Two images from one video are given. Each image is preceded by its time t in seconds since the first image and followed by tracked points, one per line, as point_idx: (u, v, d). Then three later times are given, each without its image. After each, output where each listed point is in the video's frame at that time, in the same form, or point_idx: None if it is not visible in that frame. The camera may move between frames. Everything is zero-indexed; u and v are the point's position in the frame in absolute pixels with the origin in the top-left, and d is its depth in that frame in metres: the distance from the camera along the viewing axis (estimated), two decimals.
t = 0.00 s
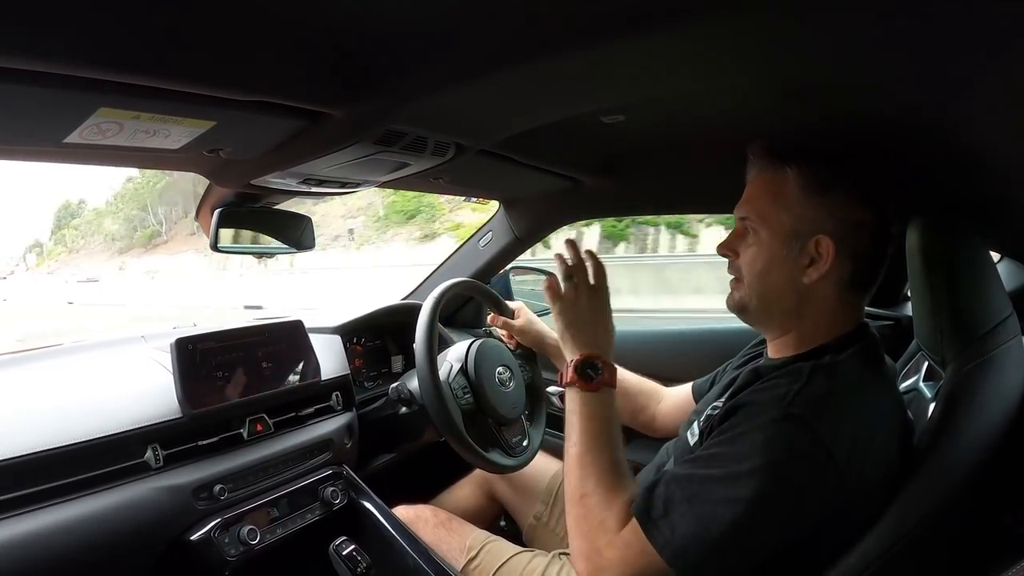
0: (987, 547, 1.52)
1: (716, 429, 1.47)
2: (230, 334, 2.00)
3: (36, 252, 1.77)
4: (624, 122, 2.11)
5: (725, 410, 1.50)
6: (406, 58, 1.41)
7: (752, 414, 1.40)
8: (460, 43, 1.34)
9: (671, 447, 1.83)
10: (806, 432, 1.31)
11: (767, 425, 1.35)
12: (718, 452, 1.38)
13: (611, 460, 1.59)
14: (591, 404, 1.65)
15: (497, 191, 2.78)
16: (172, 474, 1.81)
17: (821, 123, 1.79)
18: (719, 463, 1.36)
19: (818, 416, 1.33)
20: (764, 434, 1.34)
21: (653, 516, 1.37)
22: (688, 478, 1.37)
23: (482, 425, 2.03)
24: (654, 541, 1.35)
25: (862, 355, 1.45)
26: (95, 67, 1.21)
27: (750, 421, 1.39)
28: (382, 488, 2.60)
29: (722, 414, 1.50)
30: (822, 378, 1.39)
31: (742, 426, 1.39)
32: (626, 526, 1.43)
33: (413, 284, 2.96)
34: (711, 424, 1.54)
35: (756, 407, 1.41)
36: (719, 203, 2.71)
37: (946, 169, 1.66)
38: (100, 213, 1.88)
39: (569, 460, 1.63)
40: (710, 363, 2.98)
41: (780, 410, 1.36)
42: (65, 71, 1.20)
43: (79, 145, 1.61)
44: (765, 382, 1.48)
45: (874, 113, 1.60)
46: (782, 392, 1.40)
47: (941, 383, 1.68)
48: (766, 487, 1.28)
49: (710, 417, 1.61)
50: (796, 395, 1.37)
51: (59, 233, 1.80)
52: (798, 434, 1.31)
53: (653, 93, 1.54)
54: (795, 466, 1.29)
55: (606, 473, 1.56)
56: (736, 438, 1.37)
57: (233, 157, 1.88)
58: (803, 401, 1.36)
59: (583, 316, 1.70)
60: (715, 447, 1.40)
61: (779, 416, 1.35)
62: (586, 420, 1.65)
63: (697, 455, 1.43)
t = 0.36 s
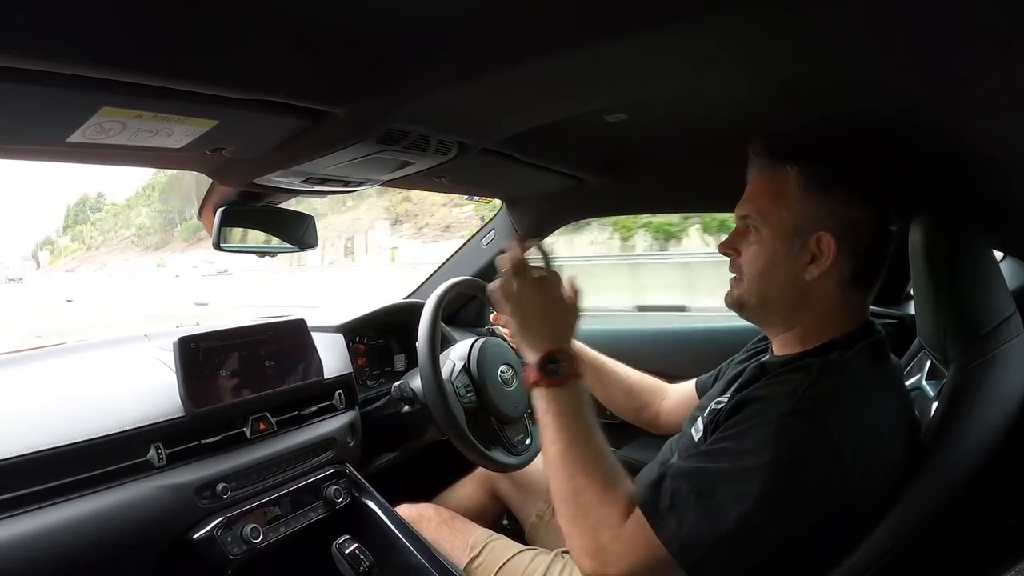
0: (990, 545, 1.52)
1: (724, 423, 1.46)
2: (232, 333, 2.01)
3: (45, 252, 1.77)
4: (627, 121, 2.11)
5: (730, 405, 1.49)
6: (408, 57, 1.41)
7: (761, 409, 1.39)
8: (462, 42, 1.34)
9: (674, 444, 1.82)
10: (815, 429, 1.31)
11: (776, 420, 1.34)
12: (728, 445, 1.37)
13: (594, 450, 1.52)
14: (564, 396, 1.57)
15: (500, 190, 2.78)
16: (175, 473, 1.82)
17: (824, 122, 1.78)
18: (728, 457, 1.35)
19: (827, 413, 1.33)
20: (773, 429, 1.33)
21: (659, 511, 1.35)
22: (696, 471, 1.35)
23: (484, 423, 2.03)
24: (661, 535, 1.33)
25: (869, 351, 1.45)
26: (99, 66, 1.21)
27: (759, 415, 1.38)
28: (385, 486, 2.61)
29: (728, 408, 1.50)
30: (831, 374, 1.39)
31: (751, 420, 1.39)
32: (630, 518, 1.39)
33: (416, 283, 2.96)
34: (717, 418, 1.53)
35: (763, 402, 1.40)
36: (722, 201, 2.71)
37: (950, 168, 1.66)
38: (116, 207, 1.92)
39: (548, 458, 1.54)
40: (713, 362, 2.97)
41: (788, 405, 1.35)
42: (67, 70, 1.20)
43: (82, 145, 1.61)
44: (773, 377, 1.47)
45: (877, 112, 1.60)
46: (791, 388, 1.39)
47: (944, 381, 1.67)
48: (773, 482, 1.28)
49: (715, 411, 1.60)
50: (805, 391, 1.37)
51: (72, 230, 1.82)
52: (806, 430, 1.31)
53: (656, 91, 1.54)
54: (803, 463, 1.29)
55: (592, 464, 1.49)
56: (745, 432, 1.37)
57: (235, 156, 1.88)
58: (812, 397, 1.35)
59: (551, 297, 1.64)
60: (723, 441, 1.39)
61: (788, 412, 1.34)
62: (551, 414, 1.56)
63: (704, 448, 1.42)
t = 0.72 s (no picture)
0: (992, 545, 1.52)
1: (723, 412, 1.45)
2: (235, 331, 2.01)
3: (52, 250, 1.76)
4: (630, 119, 2.10)
5: (732, 398, 1.49)
6: (408, 56, 1.41)
7: (758, 398, 1.39)
8: (465, 40, 1.34)
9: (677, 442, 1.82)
10: (810, 418, 1.30)
11: (772, 408, 1.33)
12: (721, 430, 1.36)
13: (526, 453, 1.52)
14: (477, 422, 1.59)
15: (502, 188, 2.77)
16: (177, 471, 1.82)
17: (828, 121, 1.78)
18: (720, 441, 1.34)
19: (824, 404, 1.32)
20: (766, 418, 1.32)
21: (647, 492, 1.32)
22: (685, 453, 1.34)
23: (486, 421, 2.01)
24: (648, 507, 1.31)
25: (870, 348, 1.45)
26: (101, 65, 1.21)
27: (755, 403, 1.38)
28: (387, 484, 2.61)
29: (731, 401, 1.49)
30: (829, 365, 1.38)
31: (747, 408, 1.38)
32: (591, 490, 1.39)
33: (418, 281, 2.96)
34: (718, 412, 1.53)
35: (761, 392, 1.40)
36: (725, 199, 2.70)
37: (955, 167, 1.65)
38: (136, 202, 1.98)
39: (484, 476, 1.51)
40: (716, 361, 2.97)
41: (783, 396, 1.34)
42: (71, 69, 1.21)
43: (85, 143, 1.61)
44: (774, 368, 1.47)
45: (880, 110, 1.59)
46: (788, 379, 1.38)
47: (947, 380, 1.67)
48: (766, 470, 1.28)
49: (717, 406, 1.59)
50: (800, 381, 1.36)
51: (78, 228, 1.82)
52: (802, 420, 1.30)
53: (659, 89, 1.53)
54: (796, 451, 1.28)
55: (530, 461, 1.49)
56: (740, 418, 1.36)
57: (238, 154, 1.88)
58: (809, 387, 1.34)
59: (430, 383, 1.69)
60: (717, 426, 1.38)
61: (782, 401, 1.34)
62: (475, 437, 1.56)
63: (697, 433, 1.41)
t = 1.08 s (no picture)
0: (993, 542, 1.52)
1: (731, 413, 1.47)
2: (237, 329, 2.01)
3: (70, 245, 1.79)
4: (631, 117, 2.10)
5: (737, 398, 1.50)
6: (409, 55, 1.41)
7: (764, 399, 1.40)
8: (467, 39, 1.33)
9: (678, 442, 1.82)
10: (817, 416, 1.30)
11: (778, 409, 1.34)
12: (731, 434, 1.38)
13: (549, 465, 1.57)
14: (500, 431, 1.63)
15: (503, 186, 2.77)
16: (178, 470, 1.82)
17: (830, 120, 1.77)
18: (729, 447, 1.36)
19: (831, 402, 1.32)
20: (773, 421, 1.33)
21: (660, 503, 1.36)
22: (697, 461, 1.37)
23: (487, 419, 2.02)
24: (659, 519, 1.35)
25: (873, 346, 1.44)
26: (104, 64, 1.21)
27: (762, 405, 1.39)
28: (388, 483, 2.61)
29: (737, 400, 1.50)
30: (834, 364, 1.38)
31: (754, 410, 1.39)
32: (610, 505, 1.45)
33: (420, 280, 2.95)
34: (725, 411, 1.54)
35: (767, 393, 1.41)
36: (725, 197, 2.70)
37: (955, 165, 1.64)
38: (161, 194, 2.06)
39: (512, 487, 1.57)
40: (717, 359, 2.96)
41: (789, 396, 1.35)
42: (73, 67, 1.20)
43: (86, 141, 1.61)
44: (780, 367, 1.47)
45: (882, 110, 1.58)
46: (793, 379, 1.39)
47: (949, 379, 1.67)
48: (776, 471, 1.28)
49: (721, 406, 1.59)
50: (806, 381, 1.36)
51: (98, 222, 1.84)
52: (809, 420, 1.30)
53: (661, 88, 1.53)
54: (805, 449, 1.28)
55: (552, 475, 1.54)
56: (748, 421, 1.37)
57: (239, 152, 1.88)
58: (815, 386, 1.34)
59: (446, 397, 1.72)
60: (725, 430, 1.40)
61: (789, 402, 1.34)
62: (498, 452, 1.61)
63: (708, 438, 1.43)
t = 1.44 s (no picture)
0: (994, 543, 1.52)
1: (729, 419, 1.45)
2: (239, 329, 2.01)
3: (69, 251, 1.80)
4: (632, 117, 2.10)
5: (737, 402, 1.49)
6: (410, 54, 1.41)
7: (763, 406, 1.38)
8: (468, 39, 1.33)
9: (680, 441, 1.82)
10: (816, 422, 1.30)
11: (778, 416, 1.33)
12: (731, 441, 1.36)
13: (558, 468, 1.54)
14: (508, 431, 1.60)
15: (504, 186, 2.77)
16: (179, 469, 1.82)
17: (831, 121, 1.77)
18: (730, 454, 1.34)
19: (830, 407, 1.31)
20: (774, 427, 1.32)
21: (663, 515, 1.33)
22: (697, 470, 1.35)
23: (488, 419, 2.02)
24: (665, 532, 1.32)
25: (872, 347, 1.44)
26: (105, 63, 1.21)
27: (761, 412, 1.37)
28: (389, 483, 2.61)
29: (735, 405, 1.49)
30: (834, 367, 1.37)
31: (753, 417, 1.38)
32: (615, 514, 1.41)
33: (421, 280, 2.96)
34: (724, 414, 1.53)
35: (766, 400, 1.39)
36: (727, 197, 2.70)
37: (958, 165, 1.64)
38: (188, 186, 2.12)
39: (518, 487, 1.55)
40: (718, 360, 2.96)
41: (790, 402, 1.34)
42: (75, 67, 1.21)
43: (88, 141, 1.61)
44: (779, 372, 1.46)
45: (885, 111, 1.58)
46: (793, 384, 1.38)
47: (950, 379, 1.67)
48: (780, 478, 1.27)
49: (721, 407, 1.59)
50: (806, 387, 1.35)
51: (112, 220, 1.90)
52: (809, 425, 1.30)
53: (663, 88, 1.53)
54: (807, 455, 1.28)
55: (560, 480, 1.51)
56: (748, 429, 1.36)
57: (240, 152, 1.88)
58: (815, 391, 1.34)
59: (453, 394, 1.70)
60: (724, 438, 1.38)
61: (789, 408, 1.33)
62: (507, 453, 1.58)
63: (706, 445, 1.41)
